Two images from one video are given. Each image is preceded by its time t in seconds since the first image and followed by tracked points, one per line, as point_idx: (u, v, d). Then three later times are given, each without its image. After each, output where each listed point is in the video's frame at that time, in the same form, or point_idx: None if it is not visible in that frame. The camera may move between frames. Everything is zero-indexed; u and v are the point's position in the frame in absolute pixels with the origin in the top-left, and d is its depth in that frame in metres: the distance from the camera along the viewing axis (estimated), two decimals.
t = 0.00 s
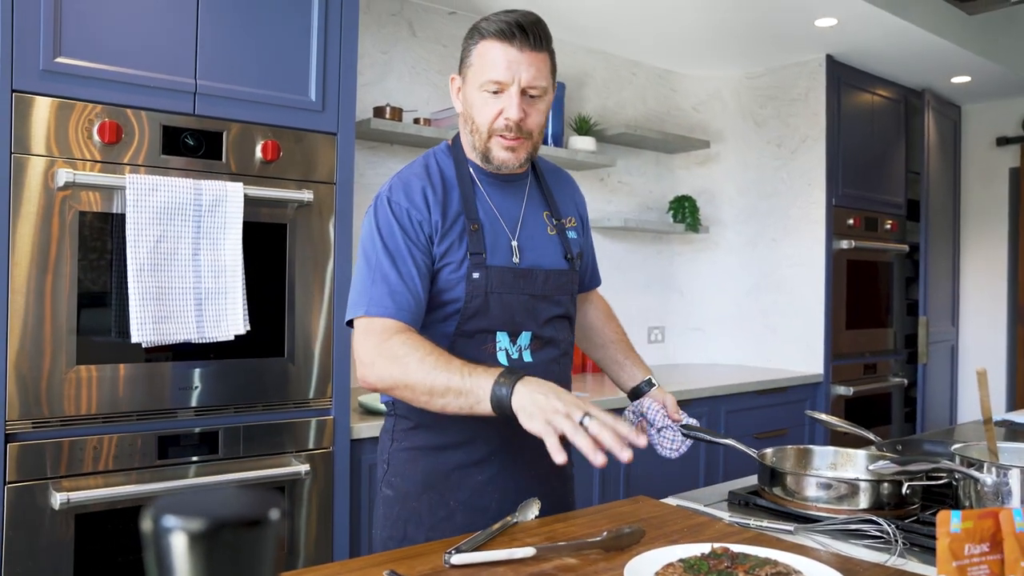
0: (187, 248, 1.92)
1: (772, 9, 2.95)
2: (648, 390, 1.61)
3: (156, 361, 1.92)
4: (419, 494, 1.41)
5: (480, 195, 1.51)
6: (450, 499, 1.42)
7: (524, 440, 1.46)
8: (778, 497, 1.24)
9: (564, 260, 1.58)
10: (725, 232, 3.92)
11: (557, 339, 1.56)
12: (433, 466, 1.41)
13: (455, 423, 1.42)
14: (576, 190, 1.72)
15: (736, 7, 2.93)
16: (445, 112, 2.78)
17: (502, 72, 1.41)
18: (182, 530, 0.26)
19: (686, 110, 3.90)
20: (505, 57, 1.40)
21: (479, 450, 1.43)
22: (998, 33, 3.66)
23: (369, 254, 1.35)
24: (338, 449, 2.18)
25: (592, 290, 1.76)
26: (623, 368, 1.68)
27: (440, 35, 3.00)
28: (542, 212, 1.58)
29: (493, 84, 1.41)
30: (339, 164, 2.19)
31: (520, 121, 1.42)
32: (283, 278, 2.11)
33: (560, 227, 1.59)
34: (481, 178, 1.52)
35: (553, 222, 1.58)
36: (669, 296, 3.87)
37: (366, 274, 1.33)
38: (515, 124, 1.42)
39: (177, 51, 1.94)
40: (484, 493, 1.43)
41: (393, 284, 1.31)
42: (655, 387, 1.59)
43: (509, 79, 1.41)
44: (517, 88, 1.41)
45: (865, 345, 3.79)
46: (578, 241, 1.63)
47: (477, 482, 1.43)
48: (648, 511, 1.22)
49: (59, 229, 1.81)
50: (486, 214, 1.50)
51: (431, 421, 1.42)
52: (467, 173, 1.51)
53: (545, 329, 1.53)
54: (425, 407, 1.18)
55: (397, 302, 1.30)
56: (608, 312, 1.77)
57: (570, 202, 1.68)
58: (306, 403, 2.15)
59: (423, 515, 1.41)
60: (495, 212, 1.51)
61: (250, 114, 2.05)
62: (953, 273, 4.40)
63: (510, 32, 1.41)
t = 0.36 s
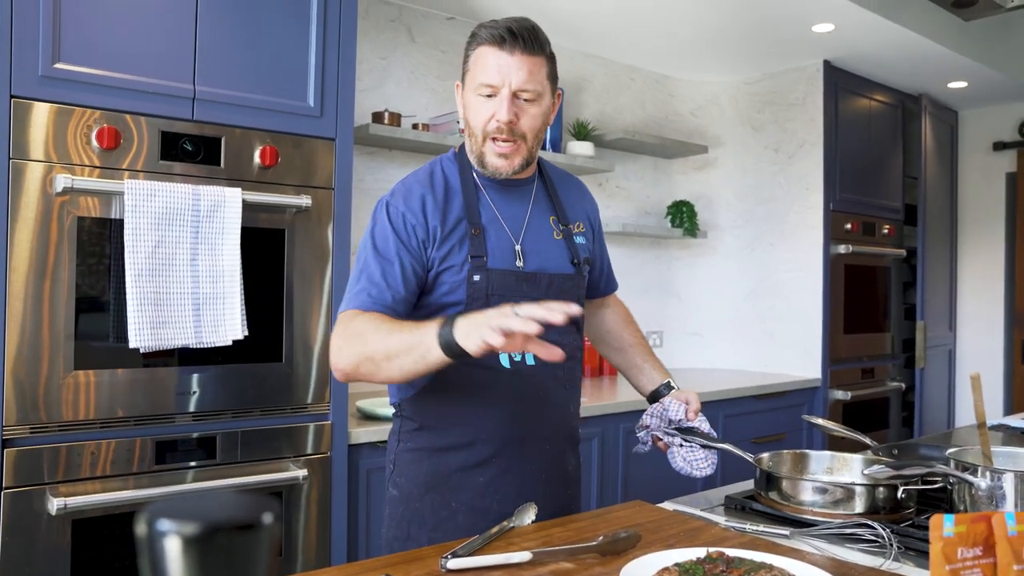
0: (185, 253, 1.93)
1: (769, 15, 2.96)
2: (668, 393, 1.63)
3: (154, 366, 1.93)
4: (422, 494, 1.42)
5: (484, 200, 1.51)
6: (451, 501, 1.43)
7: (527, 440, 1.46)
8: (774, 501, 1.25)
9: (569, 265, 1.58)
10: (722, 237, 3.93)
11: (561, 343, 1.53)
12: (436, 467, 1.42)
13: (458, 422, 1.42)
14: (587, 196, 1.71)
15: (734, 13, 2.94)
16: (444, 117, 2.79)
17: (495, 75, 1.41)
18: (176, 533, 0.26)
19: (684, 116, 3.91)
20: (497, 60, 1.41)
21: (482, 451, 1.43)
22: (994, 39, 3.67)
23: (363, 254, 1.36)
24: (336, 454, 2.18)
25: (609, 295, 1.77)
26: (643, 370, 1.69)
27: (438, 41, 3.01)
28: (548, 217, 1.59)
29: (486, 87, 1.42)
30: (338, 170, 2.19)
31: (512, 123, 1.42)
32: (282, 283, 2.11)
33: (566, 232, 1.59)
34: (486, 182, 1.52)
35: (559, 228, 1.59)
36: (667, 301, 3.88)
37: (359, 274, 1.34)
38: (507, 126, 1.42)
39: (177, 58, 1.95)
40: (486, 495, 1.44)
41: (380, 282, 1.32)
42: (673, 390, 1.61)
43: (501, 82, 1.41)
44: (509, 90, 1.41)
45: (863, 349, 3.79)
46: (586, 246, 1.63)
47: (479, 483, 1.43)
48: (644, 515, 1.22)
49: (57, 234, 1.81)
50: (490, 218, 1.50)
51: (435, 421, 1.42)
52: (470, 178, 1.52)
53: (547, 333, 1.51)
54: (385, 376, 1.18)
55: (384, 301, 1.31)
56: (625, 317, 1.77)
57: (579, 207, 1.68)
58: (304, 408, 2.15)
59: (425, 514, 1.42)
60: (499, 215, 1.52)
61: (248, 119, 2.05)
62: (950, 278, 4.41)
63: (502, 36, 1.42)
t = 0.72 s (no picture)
0: (185, 261, 1.93)
1: (766, 21, 2.97)
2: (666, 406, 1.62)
3: (153, 373, 1.93)
4: (446, 499, 1.42)
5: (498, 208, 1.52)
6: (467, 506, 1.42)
7: (547, 442, 1.46)
8: (771, 507, 1.25)
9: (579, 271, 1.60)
10: (721, 242, 3.94)
11: (577, 346, 1.55)
12: (442, 471, 1.42)
13: (477, 425, 1.42)
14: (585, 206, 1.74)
15: (731, 19, 2.95)
16: (442, 124, 2.80)
17: (563, 90, 1.46)
18: (177, 539, 0.26)
19: (682, 121, 3.92)
20: (566, 78, 1.47)
21: (504, 453, 1.43)
22: (990, 45, 3.69)
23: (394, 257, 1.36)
24: (335, 460, 2.19)
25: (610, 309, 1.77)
26: (640, 382, 1.69)
27: (437, 48, 3.03)
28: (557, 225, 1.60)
29: (555, 99, 1.46)
30: (337, 176, 2.20)
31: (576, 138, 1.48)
32: (281, 290, 2.11)
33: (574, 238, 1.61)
34: (500, 191, 1.53)
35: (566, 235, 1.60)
36: (666, 306, 3.89)
37: (390, 279, 1.34)
38: (574, 139, 1.47)
39: (176, 66, 1.95)
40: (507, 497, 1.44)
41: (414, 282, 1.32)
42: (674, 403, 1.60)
43: (570, 97, 1.47)
44: (575, 107, 1.47)
45: (861, 354, 3.80)
46: (590, 254, 1.66)
47: (490, 487, 1.42)
48: (643, 521, 1.22)
49: (57, 242, 1.82)
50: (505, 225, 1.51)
51: (455, 425, 1.42)
52: (486, 186, 1.52)
53: (563, 335, 1.52)
54: (465, 345, 1.19)
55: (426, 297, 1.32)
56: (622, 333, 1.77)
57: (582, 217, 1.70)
58: (303, 414, 2.15)
59: (450, 521, 1.42)
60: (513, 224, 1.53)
61: (247, 127, 2.06)
62: (948, 282, 4.42)
63: (565, 57, 1.49)
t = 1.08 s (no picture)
0: (180, 267, 1.93)
1: (759, 27, 2.99)
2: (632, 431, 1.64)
3: (148, 379, 1.93)
4: (451, 500, 1.43)
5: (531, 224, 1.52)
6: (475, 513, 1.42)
7: (552, 446, 1.48)
8: (765, 509, 1.26)
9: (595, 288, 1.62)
10: (715, 247, 3.95)
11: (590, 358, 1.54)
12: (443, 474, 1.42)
13: (487, 429, 1.42)
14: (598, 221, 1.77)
15: (724, 25, 2.97)
16: (437, 130, 2.80)
17: (552, 103, 1.42)
18: (173, 541, 0.26)
19: (676, 127, 3.94)
20: (558, 90, 1.42)
21: (512, 456, 1.43)
22: (981, 51, 3.72)
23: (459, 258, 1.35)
24: (330, 465, 2.19)
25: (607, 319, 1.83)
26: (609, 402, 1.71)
27: (431, 54, 3.04)
28: (576, 241, 1.62)
29: (543, 113, 1.42)
30: (332, 183, 2.21)
31: (564, 150, 1.44)
32: (276, 295, 2.12)
33: (591, 255, 1.63)
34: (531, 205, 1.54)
35: (587, 252, 1.63)
36: (660, 311, 3.89)
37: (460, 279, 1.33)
38: (559, 152, 1.44)
39: (170, 73, 1.96)
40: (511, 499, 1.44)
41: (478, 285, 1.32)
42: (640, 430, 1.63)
43: (558, 110, 1.42)
44: (564, 120, 1.42)
45: (855, 358, 3.81)
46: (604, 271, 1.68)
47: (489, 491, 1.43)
48: (638, 524, 1.23)
49: (51, 248, 1.82)
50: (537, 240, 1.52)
51: (468, 428, 1.43)
52: (518, 195, 1.52)
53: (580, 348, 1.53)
54: (551, 392, 1.25)
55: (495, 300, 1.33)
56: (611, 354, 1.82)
57: (596, 233, 1.72)
58: (298, 419, 2.15)
59: (458, 522, 1.42)
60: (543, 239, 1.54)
61: (242, 133, 2.07)
62: (940, 287, 4.44)
63: (567, 68, 1.42)
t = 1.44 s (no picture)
0: (172, 268, 1.93)
1: (751, 28, 3.00)
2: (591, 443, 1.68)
3: (140, 379, 1.93)
4: (411, 499, 1.43)
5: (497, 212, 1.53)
6: (470, 518, 1.41)
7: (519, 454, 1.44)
8: (754, 509, 1.26)
9: (579, 284, 1.57)
10: (707, 248, 3.97)
11: (560, 360, 1.52)
12: (427, 474, 1.42)
13: (452, 429, 1.42)
14: (608, 219, 1.71)
15: (716, 26, 2.98)
16: (429, 131, 2.81)
17: (500, 91, 1.46)
18: (159, 538, 0.27)
19: (669, 128, 3.96)
20: (505, 77, 1.46)
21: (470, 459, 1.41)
22: (971, 52, 3.74)
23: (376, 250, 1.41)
24: (323, 465, 2.19)
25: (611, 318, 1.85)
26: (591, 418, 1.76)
27: (423, 55, 3.04)
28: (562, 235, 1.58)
29: (493, 101, 1.46)
30: (324, 183, 2.21)
31: (514, 137, 1.45)
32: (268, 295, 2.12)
33: (579, 251, 1.58)
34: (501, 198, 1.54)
35: (572, 246, 1.58)
36: (653, 311, 3.91)
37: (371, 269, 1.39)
38: (509, 139, 1.45)
39: (162, 74, 1.96)
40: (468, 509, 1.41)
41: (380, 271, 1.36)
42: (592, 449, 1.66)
43: (506, 97, 1.46)
44: (512, 106, 1.45)
45: (847, 358, 3.83)
46: (599, 270, 1.62)
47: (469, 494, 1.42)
48: (627, 524, 1.23)
49: (42, 249, 1.82)
50: (501, 232, 1.51)
51: (431, 426, 1.43)
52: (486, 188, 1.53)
53: (545, 349, 1.50)
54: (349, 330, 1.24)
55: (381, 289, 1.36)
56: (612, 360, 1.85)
57: (598, 230, 1.67)
58: (290, 420, 2.15)
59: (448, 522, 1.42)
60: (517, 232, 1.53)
61: (234, 134, 2.07)
62: (932, 287, 4.46)
63: (512, 56, 1.47)
